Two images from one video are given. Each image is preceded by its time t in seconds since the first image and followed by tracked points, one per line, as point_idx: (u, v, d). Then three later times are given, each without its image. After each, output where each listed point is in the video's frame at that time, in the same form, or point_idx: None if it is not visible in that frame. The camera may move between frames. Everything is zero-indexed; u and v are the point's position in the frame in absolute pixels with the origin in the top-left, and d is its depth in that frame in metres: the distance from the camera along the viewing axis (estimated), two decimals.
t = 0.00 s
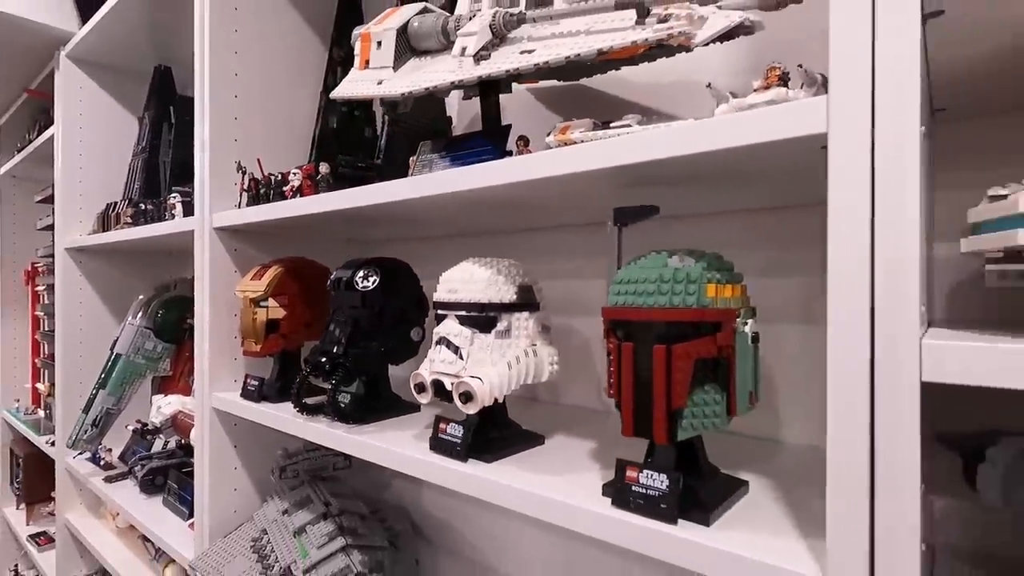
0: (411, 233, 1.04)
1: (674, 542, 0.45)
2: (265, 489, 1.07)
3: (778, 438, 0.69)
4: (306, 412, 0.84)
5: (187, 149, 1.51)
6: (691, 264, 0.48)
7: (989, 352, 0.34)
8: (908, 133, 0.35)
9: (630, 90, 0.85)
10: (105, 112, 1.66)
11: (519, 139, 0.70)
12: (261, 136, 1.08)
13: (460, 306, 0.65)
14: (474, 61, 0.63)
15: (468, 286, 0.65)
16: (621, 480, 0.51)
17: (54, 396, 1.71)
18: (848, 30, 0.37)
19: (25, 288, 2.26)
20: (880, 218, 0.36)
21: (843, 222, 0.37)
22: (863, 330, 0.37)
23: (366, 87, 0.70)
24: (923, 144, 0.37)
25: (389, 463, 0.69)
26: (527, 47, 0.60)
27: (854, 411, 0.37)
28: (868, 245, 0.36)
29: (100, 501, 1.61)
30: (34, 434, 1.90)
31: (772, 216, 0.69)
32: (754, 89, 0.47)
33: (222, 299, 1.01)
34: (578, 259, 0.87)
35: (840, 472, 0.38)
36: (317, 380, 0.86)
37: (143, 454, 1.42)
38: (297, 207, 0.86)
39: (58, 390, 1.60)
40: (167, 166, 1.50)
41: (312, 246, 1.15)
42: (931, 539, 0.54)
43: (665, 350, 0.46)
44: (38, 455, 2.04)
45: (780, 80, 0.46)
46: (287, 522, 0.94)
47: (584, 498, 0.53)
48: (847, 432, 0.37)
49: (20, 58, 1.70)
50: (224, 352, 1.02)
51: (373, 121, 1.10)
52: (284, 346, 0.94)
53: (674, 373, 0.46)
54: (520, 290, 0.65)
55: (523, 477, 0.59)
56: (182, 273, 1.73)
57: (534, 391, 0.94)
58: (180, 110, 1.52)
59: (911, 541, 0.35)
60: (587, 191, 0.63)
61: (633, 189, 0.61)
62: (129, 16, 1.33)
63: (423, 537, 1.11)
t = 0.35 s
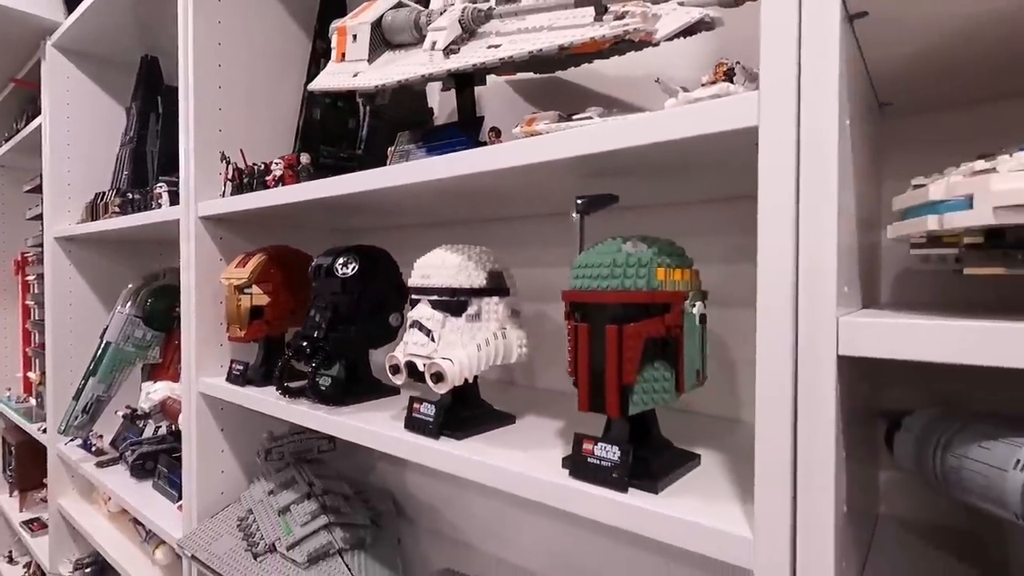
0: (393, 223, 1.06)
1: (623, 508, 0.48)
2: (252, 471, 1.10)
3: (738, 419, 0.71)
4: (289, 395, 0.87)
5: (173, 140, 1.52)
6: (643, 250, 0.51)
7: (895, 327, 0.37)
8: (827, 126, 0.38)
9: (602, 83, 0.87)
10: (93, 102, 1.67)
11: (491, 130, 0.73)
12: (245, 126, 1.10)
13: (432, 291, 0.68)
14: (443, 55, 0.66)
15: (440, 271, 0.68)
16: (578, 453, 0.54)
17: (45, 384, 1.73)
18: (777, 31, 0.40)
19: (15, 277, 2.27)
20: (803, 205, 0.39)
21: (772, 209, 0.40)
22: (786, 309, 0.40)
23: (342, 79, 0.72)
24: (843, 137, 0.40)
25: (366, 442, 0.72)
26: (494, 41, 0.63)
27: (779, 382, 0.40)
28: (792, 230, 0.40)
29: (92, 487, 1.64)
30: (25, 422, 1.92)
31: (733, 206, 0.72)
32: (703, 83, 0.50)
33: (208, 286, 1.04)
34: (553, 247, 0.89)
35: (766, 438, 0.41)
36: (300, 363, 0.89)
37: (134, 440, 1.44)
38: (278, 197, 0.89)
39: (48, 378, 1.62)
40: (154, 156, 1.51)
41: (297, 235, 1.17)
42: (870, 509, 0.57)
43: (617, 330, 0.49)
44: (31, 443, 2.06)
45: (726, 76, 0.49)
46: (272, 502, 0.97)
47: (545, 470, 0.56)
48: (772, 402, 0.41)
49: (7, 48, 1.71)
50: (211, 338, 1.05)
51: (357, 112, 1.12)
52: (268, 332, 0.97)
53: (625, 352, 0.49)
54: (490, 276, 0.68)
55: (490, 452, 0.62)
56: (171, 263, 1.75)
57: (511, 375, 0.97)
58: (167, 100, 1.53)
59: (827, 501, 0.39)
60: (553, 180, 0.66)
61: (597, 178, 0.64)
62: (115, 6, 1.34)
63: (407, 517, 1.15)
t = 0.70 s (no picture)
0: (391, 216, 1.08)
1: (602, 490, 0.50)
2: (255, 458, 1.14)
3: (724, 408, 0.73)
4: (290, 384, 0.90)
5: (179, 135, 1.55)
6: (623, 242, 0.53)
7: (854, 315, 0.39)
8: (791, 123, 0.40)
9: (594, 79, 0.89)
10: (99, 98, 1.70)
11: (483, 126, 0.75)
12: (247, 122, 1.13)
13: (424, 282, 0.70)
14: (434, 53, 0.68)
15: (432, 263, 0.70)
16: (562, 437, 0.56)
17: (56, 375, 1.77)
18: (745, 32, 0.42)
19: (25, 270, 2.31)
20: (768, 200, 0.41)
21: (740, 202, 0.42)
22: (753, 298, 0.42)
23: (337, 77, 0.74)
24: (808, 134, 0.42)
25: (362, 428, 0.75)
26: (483, 40, 0.65)
27: (744, 367, 0.42)
28: (758, 223, 0.42)
29: (102, 475, 1.68)
30: (37, 412, 1.97)
31: (719, 199, 0.73)
32: (682, 81, 0.52)
33: (212, 279, 1.07)
34: (546, 240, 0.91)
35: (735, 421, 0.43)
36: (300, 353, 0.92)
37: (142, 429, 1.48)
38: (279, 191, 0.91)
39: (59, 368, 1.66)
40: (160, 152, 1.54)
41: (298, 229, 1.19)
42: (847, 494, 0.59)
43: (597, 319, 0.51)
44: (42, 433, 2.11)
45: (703, 73, 0.51)
46: (274, 488, 1.00)
47: (530, 455, 0.58)
48: (740, 387, 0.43)
49: (16, 45, 1.74)
50: (215, 329, 1.07)
51: (356, 108, 1.14)
52: (269, 323, 0.99)
53: (605, 340, 0.51)
54: (481, 268, 0.70)
55: (479, 438, 0.64)
56: (177, 256, 1.78)
57: (506, 366, 0.99)
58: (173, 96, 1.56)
59: (791, 480, 0.41)
60: (541, 175, 0.68)
61: (583, 173, 0.66)
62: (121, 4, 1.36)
63: (406, 505, 1.18)
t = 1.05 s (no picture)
0: (401, 214, 1.10)
1: (606, 480, 0.52)
2: (268, 451, 1.16)
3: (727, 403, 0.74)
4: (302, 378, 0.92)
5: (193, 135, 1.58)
6: (628, 238, 0.54)
7: (850, 309, 0.40)
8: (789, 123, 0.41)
9: (600, 78, 0.90)
10: (115, 98, 1.72)
11: (490, 125, 0.76)
12: (259, 121, 1.15)
13: (433, 278, 0.72)
14: (443, 54, 0.69)
15: (441, 259, 0.71)
16: (567, 429, 0.57)
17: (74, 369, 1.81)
18: (745, 34, 0.43)
19: (43, 267, 2.36)
20: (767, 197, 0.42)
21: (740, 200, 0.44)
22: (752, 293, 0.43)
23: (348, 77, 0.76)
24: (807, 133, 0.43)
25: (372, 421, 0.76)
26: (491, 40, 0.66)
27: (744, 359, 0.44)
28: (757, 219, 0.43)
29: (119, 468, 1.71)
30: (55, 406, 2.01)
31: (723, 196, 0.74)
32: (685, 80, 0.53)
33: (226, 275, 1.09)
34: (553, 237, 0.92)
35: (734, 412, 0.44)
36: (312, 347, 0.94)
37: (158, 423, 1.51)
38: (291, 189, 0.93)
39: (77, 363, 1.70)
40: (175, 151, 1.58)
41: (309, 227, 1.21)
42: (847, 487, 0.60)
43: (601, 314, 0.53)
44: (60, 426, 2.15)
45: (705, 73, 0.52)
46: (287, 480, 1.02)
47: (536, 446, 0.60)
48: (740, 380, 0.44)
49: (34, 46, 1.78)
50: (229, 325, 1.10)
51: (366, 107, 1.15)
52: (282, 319, 1.02)
53: (609, 334, 0.53)
54: (488, 265, 0.72)
55: (486, 430, 0.66)
56: (191, 253, 1.81)
57: (513, 361, 1.01)
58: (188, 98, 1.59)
59: (789, 470, 0.42)
60: (547, 172, 0.69)
61: (589, 171, 0.67)
62: (136, 6, 1.39)
63: (415, 498, 1.20)
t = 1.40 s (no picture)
0: (402, 212, 1.10)
1: (605, 473, 0.53)
2: (269, 449, 1.17)
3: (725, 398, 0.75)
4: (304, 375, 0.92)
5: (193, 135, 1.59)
6: (627, 235, 0.55)
7: (845, 303, 0.40)
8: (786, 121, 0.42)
9: (600, 77, 0.91)
10: (115, 97, 1.73)
11: (490, 124, 0.77)
12: (261, 121, 1.15)
13: (435, 275, 0.72)
14: (444, 53, 0.70)
15: (442, 256, 0.72)
16: (567, 424, 0.58)
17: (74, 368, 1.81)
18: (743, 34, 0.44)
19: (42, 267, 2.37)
20: (764, 194, 0.43)
21: (737, 196, 0.44)
22: (748, 288, 0.44)
23: (351, 76, 0.77)
24: (802, 131, 0.44)
25: (374, 417, 0.77)
26: (492, 40, 0.67)
27: (741, 353, 0.44)
28: (754, 216, 0.44)
29: (119, 466, 1.72)
30: (55, 405, 2.02)
31: (721, 194, 0.75)
32: (684, 80, 0.54)
33: (227, 273, 1.10)
34: (553, 235, 0.93)
35: (731, 404, 0.45)
36: (313, 345, 0.95)
37: (159, 421, 1.52)
38: (293, 187, 0.93)
39: (77, 362, 1.70)
40: (176, 150, 1.58)
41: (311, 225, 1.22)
42: (843, 480, 0.61)
43: (601, 310, 0.53)
44: (60, 426, 2.16)
45: (703, 72, 0.53)
46: (288, 477, 1.03)
47: (536, 441, 0.60)
48: (737, 374, 0.45)
49: (34, 46, 1.78)
50: (230, 323, 1.10)
51: (367, 106, 1.16)
52: (283, 316, 1.02)
53: (609, 330, 0.53)
54: (489, 262, 0.73)
55: (487, 425, 0.66)
56: (191, 252, 1.82)
57: (513, 358, 1.02)
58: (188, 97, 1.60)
59: (785, 461, 0.43)
60: (548, 170, 0.70)
61: (589, 169, 0.68)
62: (138, 6, 1.40)
63: (416, 495, 1.20)
